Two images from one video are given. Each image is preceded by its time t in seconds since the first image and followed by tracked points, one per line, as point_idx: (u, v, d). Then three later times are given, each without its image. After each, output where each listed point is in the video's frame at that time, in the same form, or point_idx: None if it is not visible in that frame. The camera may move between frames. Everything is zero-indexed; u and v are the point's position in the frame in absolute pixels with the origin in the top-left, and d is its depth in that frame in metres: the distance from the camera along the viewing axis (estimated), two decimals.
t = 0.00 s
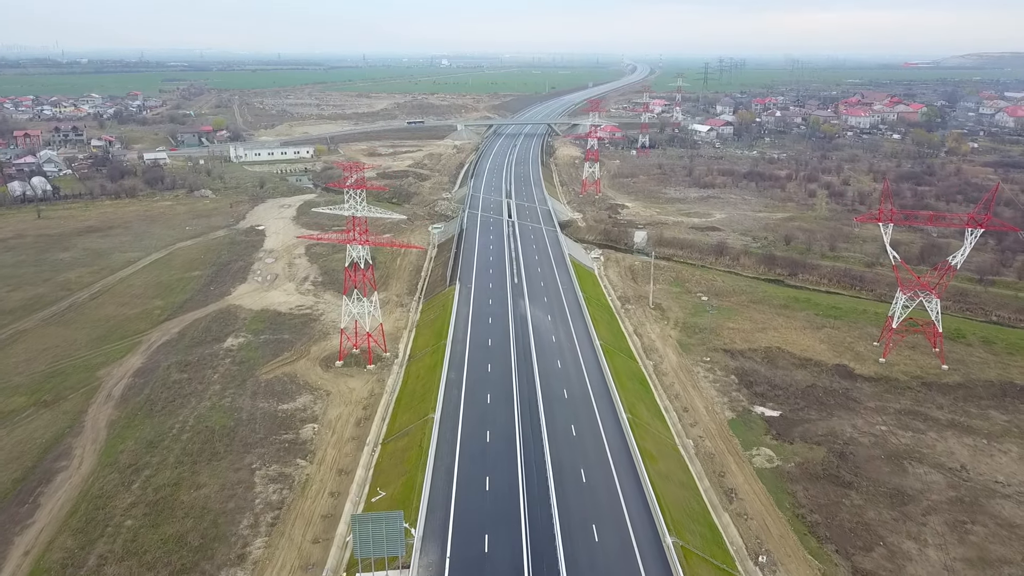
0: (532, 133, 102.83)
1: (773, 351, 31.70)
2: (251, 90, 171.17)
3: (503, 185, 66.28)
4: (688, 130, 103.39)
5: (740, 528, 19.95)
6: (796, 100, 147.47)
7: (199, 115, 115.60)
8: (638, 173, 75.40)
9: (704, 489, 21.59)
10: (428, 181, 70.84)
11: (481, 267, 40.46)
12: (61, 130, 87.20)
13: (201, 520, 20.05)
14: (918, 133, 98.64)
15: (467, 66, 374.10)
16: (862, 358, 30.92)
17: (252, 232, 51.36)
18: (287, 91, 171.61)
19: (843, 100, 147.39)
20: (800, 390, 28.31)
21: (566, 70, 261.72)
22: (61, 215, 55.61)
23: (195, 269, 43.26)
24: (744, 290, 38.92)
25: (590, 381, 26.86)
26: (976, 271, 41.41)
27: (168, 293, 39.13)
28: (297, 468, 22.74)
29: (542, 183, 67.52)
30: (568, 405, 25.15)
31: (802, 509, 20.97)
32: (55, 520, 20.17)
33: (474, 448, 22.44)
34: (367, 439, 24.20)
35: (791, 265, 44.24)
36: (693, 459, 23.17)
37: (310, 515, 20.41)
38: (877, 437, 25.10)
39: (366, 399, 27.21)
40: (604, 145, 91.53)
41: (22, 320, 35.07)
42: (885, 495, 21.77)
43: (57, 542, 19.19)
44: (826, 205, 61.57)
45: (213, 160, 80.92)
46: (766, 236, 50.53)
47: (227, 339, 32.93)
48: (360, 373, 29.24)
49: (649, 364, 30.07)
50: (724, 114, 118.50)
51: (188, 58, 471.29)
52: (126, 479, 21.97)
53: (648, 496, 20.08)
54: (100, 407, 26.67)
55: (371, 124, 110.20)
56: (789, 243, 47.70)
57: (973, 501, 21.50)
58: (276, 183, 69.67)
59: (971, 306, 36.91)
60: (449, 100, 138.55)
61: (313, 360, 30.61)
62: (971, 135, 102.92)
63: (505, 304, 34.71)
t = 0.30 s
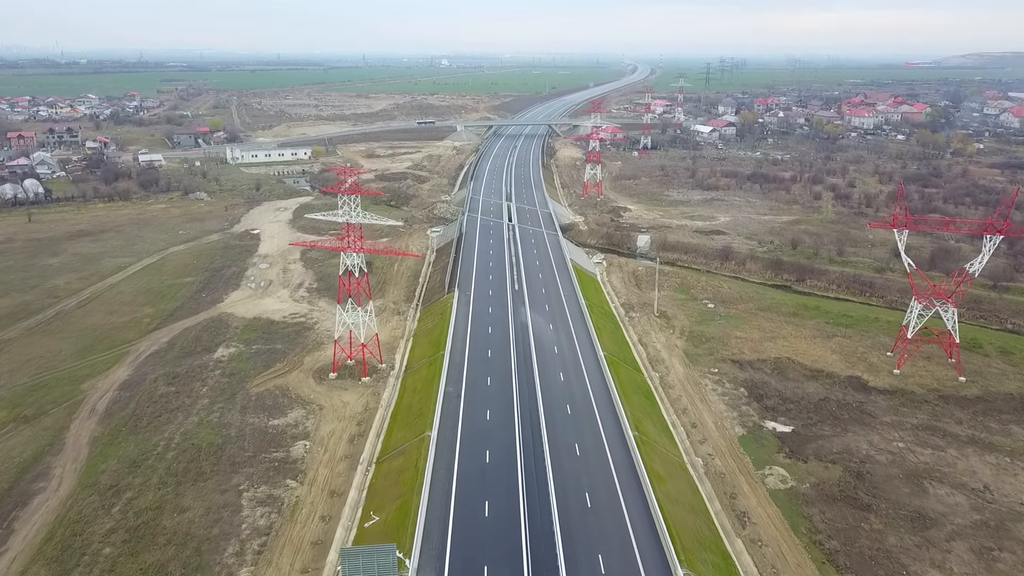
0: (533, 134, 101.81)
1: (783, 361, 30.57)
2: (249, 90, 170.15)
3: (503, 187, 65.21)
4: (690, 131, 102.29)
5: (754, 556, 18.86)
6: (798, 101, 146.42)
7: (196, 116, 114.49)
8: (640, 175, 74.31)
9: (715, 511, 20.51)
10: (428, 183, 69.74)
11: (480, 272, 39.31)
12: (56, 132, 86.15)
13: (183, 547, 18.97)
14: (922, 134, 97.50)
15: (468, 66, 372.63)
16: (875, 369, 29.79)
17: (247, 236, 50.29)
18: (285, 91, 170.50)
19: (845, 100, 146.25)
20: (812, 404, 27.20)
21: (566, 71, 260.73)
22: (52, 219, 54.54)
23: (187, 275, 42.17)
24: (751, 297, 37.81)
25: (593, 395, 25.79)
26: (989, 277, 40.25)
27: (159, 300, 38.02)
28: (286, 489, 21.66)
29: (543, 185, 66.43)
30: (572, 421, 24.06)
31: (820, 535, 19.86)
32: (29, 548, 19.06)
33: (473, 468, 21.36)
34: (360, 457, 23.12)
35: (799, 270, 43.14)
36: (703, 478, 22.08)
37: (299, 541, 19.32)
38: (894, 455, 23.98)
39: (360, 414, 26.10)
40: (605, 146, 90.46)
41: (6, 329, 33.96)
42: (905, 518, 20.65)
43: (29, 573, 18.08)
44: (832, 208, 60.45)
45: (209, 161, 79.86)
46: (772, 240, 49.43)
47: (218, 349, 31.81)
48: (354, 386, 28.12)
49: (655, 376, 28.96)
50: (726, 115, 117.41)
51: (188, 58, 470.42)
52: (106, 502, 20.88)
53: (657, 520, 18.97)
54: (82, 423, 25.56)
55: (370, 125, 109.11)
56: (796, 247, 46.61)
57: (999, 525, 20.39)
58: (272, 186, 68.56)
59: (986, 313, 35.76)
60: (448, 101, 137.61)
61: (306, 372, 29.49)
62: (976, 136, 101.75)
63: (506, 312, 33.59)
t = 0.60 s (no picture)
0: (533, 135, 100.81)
1: (794, 373, 29.48)
2: (248, 91, 169.01)
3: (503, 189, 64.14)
4: (692, 132, 101.24)
5: None
6: (801, 101, 145.41)
7: (194, 117, 113.38)
8: (642, 176, 73.17)
9: (727, 537, 19.40)
10: (426, 185, 68.62)
11: (479, 278, 38.25)
12: (50, 133, 85.05)
13: None
14: (927, 135, 96.43)
15: (468, 66, 371.76)
16: (890, 381, 28.69)
17: (241, 240, 49.20)
18: (284, 91, 169.33)
19: (848, 100, 145.06)
20: (825, 418, 26.07)
21: (566, 71, 259.23)
22: (43, 222, 53.44)
23: (178, 281, 41.05)
24: (758, 304, 36.70)
25: (597, 411, 24.67)
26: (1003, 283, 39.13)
27: (149, 308, 36.93)
28: (275, 512, 20.54)
29: (544, 187, 65.37)
30: (575, 439, 22.93)
31: (838, 564, 18.75)
32: None
33: (472, 491, 20.25)
34: (353, 478, 22.00)
35: (807, 276, 42.03)
36: (713, 500, 20.98)
37: (286, 571, 18.21)
38: (913, 474, 22.86)
39: (353, 430, 24.98)
40: (606, 147, 89.33)
41: None
42: (928, 545, 19.54)
43: None
44: (838, 210, 59.39)
45: (205, 163, 78.77)
46: (778, 244, 48.30)
47: (207, 360, 30.70)
48: (348, 400, 27.00)
49: (660, 389, 27.84)
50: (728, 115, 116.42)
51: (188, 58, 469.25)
52: (84, 527, 19.79)
53: (667, 550, 17.85)
54: (63, 440, 24.44)
55: (368, 126, 107.93)
56: (803, 252, 45.48)
57: None
58: (269, 188, 67.50)
59: (1001, 321, 34.66)
60: (448, 101, 136.53)
61: (299, 384, 28.39)
62: (981, 137, 100.67)
63: (506, 320, 32.45)
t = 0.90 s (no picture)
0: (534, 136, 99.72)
1: (805, 386, 28.38)
2: (246, 91, 167.89)
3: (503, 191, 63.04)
4: (695, 133, 100.18)
5: None
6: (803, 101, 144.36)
7: (191, 117, 112.24)
8: (645, 178, 72.08)
9: (739, 566, 18.30)
10: (425, 187, 67.51)
11: (478, 286, 37.14)
12: (44, 133, 83.94)
13: None
14: (932, 136, 95.36)
15: (468, 67, 369.70)
16: (905, 395, 27.59)
17: (235, 244, 48.11)
18: (283, 92, 168.17)
19: (850, 100, 143.93)
20: (839, 434, 24.97)
21: (567, 70, 258.19)
22: (33, 225, 52.35)
23: (169, 288, 39.95)
24: (765, 312, 35.64)
25: (601, 429, 23.53)
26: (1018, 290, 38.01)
27: (137, 315, 35.84)
28: (261, 539, 19.43)
29: (545, 189, 64.29)
30: (578, 459, 21.83)
31: None
32: None
33: (469, 517, 19.13)
34: (344, 500, 20.90)
35: (815, 282, 40.96)
36: (724, 525, 19.89)
37: None
38: (933, 496, 21.75)
39: (346, 448, 23.89)
40: (607, 147, 88.24)
41: None
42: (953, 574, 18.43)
43: None
44: (844, 213, 58.31)
45: (200, 164, 77.69)
46: (785, 249, 47.21)
47: (196, 371, 29.58)
48: (341, 415, 25.91)
49: (666, 403, 26.75)
50: (730, 116, 115.34)
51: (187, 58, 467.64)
52: (58, 555, 18.68)
53: None
54: (41, 458, 23.34)
55: (367, 126, 106.81)
56: (811, 257, 44.41)
57: None
58: (265, 190, 66.39)
59: (1017, 329, 33.57)
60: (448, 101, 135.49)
61: (290, 398, 27.28)
62: (987, 138, 99.62)
63: (506, 331, 31.34)
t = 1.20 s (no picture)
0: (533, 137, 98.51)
1: (816, 399, 27.26)
2: (244, 91, 166.60)
3: (503, 193, 61.93)
4: (696, 133, 99.05)
5: None
6: (805, 101, 143.20)
7: (187, 118, 111.05)
8: (647, 180, 70.97)
9: None
10: (423, 190, 66.40)
11: (477, 293, 36.02)
12: (37, 134, 82.81)
13: None
14: (937, 137, 94.22)
15: (469, 67, 368.97)
16: (921, 409, 26.46)
17: (228, 249, 46.98)
18: (282, 91, 167.16)
19: (853, 101, 142.83)
20: (854, 452, 23.85)
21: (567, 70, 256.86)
22: (22, 229, 51.21)
23: (158, 294, 38.83)
24: (773, 320, 34.51)
25: (605, 448, 22.44)
26: None
27: (125, 323, 34.71)
28: (244, 569, 18.35)
29: (545, 191, 63.15)
30: (581, 482, 20.71)
31: None
32: None
33: (466, 546, 18.02)
34: (334, 526, 19.78)
35: (823, 288, 39.87)
36: (735, 553, 18.79)
37: None
38: (956, 520, 20.62)
39: (337, 468, 22.76)
40: (608, 148, 87.10)
41: None
42: None
43: None
44: (850, 216, 57.20)
45: (196, 166, 76.57)
46: (791, 253, 46.08)
47: (183, 384, 28.45)
48: (332, 432, 24.78)
49: (672, 418, 25.63)
50: (732, 116, 114.21)
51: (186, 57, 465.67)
52: None
53: None
54: (17, 479, 22.23)
55: (365, 127, 105.69)
56: (818, 262, 43.29)
57: None
58: (260, 192, 65.24)
59: None
60: (447, 102, 134.31)
61: (280, 412, 26.15)
62: (992, 138, 98.46)
63: (505, 341, 30.21)
